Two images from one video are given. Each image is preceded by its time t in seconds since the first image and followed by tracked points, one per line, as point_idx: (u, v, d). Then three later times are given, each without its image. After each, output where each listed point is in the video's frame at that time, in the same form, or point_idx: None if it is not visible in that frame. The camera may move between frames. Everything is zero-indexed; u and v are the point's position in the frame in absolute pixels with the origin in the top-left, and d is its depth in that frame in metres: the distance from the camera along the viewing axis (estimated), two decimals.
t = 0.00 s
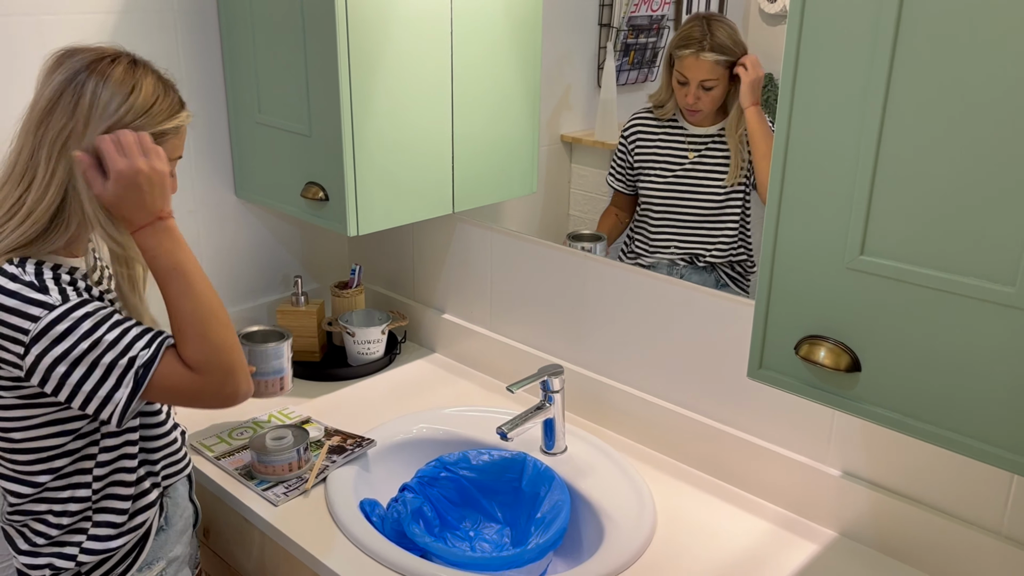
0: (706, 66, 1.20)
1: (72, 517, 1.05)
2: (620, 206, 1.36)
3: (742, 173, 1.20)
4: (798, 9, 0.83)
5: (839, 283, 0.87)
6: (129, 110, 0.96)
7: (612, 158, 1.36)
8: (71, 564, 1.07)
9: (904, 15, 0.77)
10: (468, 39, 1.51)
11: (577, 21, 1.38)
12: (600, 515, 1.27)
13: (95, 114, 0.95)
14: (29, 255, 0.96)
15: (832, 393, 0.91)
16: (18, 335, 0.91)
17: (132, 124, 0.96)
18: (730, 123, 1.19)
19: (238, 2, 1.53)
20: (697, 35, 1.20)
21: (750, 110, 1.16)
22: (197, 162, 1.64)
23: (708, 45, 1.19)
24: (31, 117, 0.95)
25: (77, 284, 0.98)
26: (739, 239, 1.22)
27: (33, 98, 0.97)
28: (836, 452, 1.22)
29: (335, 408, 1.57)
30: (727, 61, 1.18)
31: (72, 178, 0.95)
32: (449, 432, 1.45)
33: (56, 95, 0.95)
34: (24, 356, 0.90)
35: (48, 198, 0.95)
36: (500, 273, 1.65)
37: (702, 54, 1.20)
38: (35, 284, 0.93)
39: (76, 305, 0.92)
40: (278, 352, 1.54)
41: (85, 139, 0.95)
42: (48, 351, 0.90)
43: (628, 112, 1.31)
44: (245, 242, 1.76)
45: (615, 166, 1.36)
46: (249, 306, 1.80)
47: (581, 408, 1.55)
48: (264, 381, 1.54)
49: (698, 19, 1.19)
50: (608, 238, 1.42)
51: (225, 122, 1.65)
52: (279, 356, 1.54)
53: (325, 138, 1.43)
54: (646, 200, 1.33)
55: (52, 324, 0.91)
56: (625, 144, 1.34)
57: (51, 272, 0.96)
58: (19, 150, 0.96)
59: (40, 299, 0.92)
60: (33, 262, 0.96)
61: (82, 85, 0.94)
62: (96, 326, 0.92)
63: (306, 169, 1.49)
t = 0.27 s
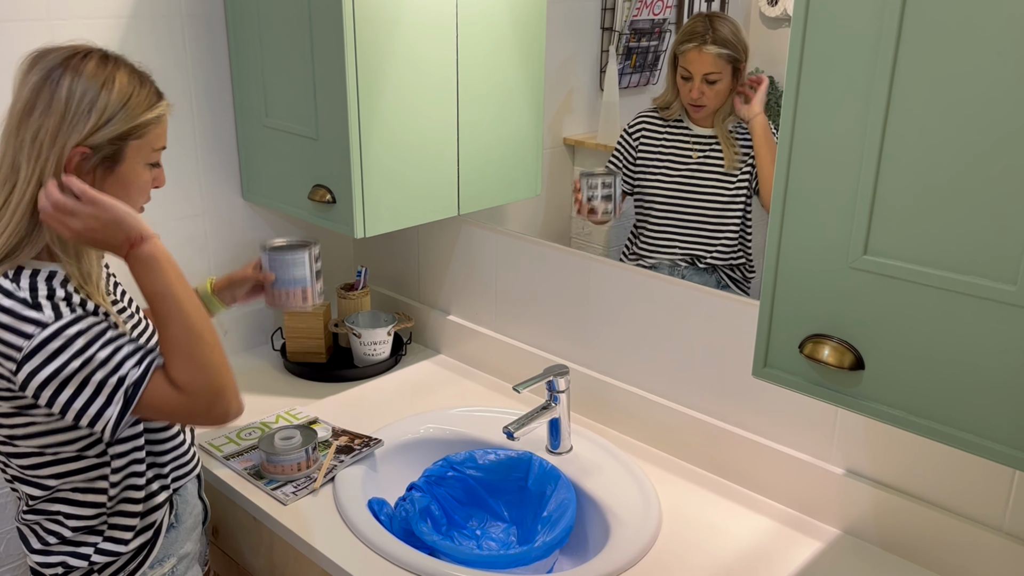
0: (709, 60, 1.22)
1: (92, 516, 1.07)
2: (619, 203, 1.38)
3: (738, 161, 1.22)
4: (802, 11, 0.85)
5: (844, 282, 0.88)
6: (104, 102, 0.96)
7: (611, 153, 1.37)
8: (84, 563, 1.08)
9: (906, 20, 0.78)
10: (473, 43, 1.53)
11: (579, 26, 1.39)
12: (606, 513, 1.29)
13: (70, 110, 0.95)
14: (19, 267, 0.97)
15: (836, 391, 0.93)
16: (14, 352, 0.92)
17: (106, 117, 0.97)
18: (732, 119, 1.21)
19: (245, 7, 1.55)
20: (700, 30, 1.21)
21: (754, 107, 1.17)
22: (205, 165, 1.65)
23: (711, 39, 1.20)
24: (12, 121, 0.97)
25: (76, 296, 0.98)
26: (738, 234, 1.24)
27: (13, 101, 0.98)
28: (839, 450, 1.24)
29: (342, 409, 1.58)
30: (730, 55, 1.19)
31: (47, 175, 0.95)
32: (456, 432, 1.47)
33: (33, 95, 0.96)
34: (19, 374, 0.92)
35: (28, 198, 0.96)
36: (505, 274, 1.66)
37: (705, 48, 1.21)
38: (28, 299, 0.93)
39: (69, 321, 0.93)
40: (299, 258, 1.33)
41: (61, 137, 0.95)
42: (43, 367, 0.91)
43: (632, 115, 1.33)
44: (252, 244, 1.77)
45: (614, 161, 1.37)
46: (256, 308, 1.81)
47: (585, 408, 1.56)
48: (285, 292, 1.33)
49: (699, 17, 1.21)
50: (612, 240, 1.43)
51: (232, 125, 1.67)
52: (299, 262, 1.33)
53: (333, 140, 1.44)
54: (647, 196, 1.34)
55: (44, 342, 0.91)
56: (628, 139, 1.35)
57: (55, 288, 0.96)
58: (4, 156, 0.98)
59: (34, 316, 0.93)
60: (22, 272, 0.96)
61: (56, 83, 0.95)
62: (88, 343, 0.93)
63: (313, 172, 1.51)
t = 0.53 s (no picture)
0: (713, 61, 1.23)
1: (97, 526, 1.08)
2: (615, 199, 1.40)
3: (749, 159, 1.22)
4: (806, 12, 0.85)
5: (848, 282, 0.89)
6: (91, 101, 0.98)
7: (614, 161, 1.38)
8: (95, 561, 1.11)
9: (910, 23, 0.79)
10: (477, 45, 1.53)
11: (582, 28, 1.40)
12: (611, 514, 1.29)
13: (56, 109, 0.96)
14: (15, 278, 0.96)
15: (841, 391, 0.93)
16: None
17: (92, 115, 0.98)
18: (738, 119, 1.22)
19: (251, 10, 1.55)
20: (702, 32, 1.22)
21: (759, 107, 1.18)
22: (210, 167, 1.66)
23: (714, 40, 1.21)
24: None
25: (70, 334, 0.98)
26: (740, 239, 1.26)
27: None
28: (843, 451, 1.24)
29: (346, 410, 1.59)
30: (733, 55, 1.20)
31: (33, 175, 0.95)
32: (460, 433, 1.47)
33: (18, 98, 0.97)
34: None
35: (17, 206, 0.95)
36: (509, 276, 1.67)
37: (708, 49, 1.22)
38: (31, 347, 0.94)
39: (61, 396, 0.93)
40: (289, 181, 1.25)
41: (47, 134, 0.96)
42: (14, 424, 0.92)
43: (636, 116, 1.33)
44: (256, 246, 1.78)
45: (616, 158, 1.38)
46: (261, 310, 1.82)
47: (589, 409, 1.57)
48: (276, 218, 1.26)
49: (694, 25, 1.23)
50: (615, 241, 1.44)
51: (237, 128, 1.68)
52: (290, 186, 1.25)
53: (338, 143, 1.45)
54: (651, 194, 1.36)
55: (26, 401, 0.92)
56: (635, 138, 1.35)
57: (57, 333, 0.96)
58: None
59: (29, 369, 0.93)
60: (21, 292, 0.96)
61: (41, 84, 0.96)
62: (59, 433, 0.93)
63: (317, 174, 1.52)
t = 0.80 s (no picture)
0: (717, 72, 1.22)
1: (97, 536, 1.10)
2: (615, 195, 1.40)
3: (757, 171, 1.21)
4: (806, 18, 0.86)
5: (848, 286, 0.89)
6: (102, 121, 1.00)
7: (615, 157, 1.38)
8: (99, 565, 1.13)
9: (909, 29, 0.80)
10: (478, 50, 1.54)
11: (585, 32, 1.41)
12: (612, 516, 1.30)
13: (68, 127, 0.98)
14: (21, 294, 0.98)
15: (841, 393, 0.93)
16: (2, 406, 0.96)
17: (103, 134, 1.00)
18: (744, 129, 1.20)
19: (254, 14, 1.56)
20: (705, 42, 1.22)
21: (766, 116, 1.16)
22: (213, 171, 1.67)
23: (717, 51, 1.21)
24: (8, 138, 0.99)
25: (75, 350, 1.00)
26: (743, 245, 1.26)
27: (7, 122, 1.00)
28: (844, 453, 1.25)
29: (349, 413, 1.59)
30: (737, 65, 1.19)
31: (43, 193, 0.97)
32: (462, 436, 1.48)
33: (30, 112, 0.99)
34: None
35: (27, 224, 0.97)
36: (511, 279, 1.68)
37: (712, 60, 1.22)
38: (37, 366, 0.96)
39: (65, 414, 0.97)
40: (282, 168, 1.30)
41: (59, 151, 0.98)
42: (20, 440, 0.96)
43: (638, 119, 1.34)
44: (259, 249, 1.78)
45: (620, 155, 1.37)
46: (263, 313, 1.82)
47: (591, 411, 1.57)
48: (267, 205, 1.31)
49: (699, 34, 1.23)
50: (616, 244, 1.45)
51: (240, 131, 1.68)
52: (284, 173, 1.31)
53: (340, 146, 1.46)
54: (655, 196, 1.36)
55: (34, 417, 0.95)
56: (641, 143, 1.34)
57: (66, 352, 0.98)
58: None
59: (35, 387, 0.95)
60: (27, 309, 0.98)
61: (54, 100, 0.98)
62: (64, 450, 0.97)
63: (320, 177, 1.52)
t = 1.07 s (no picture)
0: (715, 76, 1.23)
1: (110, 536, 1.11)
2: (618, 196, 1.40)
3: (758, 174, 1.21)
4: (805, 23, 0.86)
5: (847, 290, 0.89)
6: (116, 123, 1.00)
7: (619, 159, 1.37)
8: (110, 565, 1.13)
9: (908, 33, 0.80)
10: (480, 53, 1.54)
11: (586, 36, 1.41)
12: (612, 519, 1.29)
13: (81, 129, 0.99)
14: (36, 295, 0.98)
15: (840, 397, 0.93)
16: (22, 407, 0.96)
17: (116, 135, 1.01)
18: (745, 132, 1.20)
19: (256, 17, 1.57)
20: (703, 48, 1.23)
21: (767, 117, 1.16)
22: (214, 175, 1.67)
23: (715, 56, 1.22)
24: (18, 140, 0.99)
25: (89, 349, 1.01)
26: (744, 249, 1.26)
27: (15, 125, 1.01)
28: (844, 457, 1.24)
29: (350, 416, 1.60)
30: (735, 69, 1.20)
31: (57, 193, 0.97)
32: (463, 439, 1.48)
33: (42, 114, 0.99)
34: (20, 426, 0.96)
35: (43, 225, 0.97)
36: (512, 282, 1.68)
37: (710, 65, 1.22)
38: (57, 366, 0.96)
39: (85, 413, 0.97)
40: (278, 170, 1.30)
41: (73, 151, 0.98)
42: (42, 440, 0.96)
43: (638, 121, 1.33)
44: (260, 251, 1.79)
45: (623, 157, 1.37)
46: (265, 316, 1.83)
47: (591, 414, 1.57)
48: (262, 206, 1.31)
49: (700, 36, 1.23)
50: (617, 247, 1.45)
51: (242, 134, 1.69)
52: (279, 174, 1.30)
53: (341, 150, 1.46)
54: (657, 199, 1.36)
55: (56, 417, 0.96)
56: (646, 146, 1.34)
57: (83, 351, 0.99)
58: (11, 174, 0.99)
59: (56, 387, 0.96)
60: (41, 311, 0.98)
61: (67, 104, 0.99)
62: (87, 449, 0.98)
63: (321, 181, 1.53)
